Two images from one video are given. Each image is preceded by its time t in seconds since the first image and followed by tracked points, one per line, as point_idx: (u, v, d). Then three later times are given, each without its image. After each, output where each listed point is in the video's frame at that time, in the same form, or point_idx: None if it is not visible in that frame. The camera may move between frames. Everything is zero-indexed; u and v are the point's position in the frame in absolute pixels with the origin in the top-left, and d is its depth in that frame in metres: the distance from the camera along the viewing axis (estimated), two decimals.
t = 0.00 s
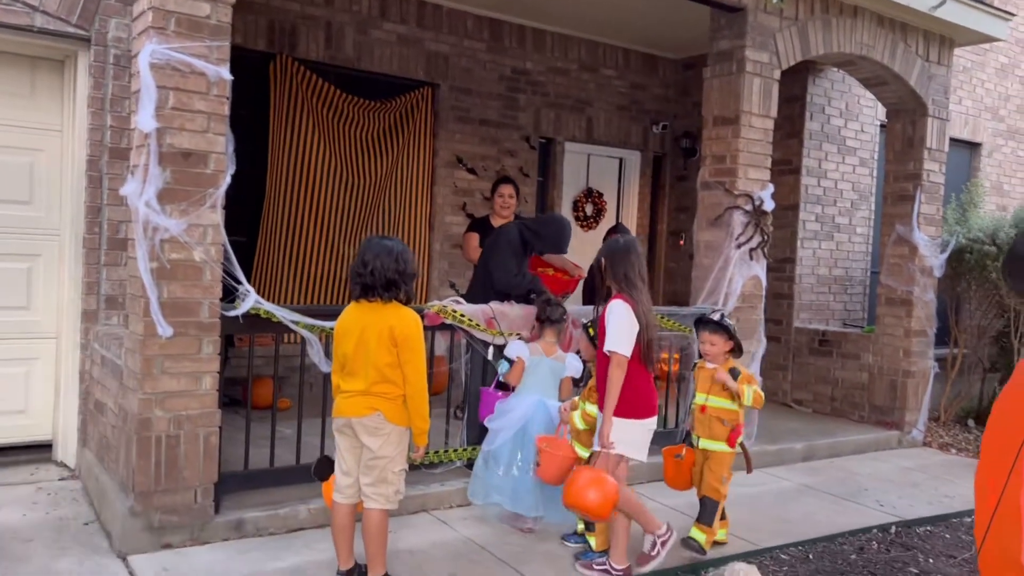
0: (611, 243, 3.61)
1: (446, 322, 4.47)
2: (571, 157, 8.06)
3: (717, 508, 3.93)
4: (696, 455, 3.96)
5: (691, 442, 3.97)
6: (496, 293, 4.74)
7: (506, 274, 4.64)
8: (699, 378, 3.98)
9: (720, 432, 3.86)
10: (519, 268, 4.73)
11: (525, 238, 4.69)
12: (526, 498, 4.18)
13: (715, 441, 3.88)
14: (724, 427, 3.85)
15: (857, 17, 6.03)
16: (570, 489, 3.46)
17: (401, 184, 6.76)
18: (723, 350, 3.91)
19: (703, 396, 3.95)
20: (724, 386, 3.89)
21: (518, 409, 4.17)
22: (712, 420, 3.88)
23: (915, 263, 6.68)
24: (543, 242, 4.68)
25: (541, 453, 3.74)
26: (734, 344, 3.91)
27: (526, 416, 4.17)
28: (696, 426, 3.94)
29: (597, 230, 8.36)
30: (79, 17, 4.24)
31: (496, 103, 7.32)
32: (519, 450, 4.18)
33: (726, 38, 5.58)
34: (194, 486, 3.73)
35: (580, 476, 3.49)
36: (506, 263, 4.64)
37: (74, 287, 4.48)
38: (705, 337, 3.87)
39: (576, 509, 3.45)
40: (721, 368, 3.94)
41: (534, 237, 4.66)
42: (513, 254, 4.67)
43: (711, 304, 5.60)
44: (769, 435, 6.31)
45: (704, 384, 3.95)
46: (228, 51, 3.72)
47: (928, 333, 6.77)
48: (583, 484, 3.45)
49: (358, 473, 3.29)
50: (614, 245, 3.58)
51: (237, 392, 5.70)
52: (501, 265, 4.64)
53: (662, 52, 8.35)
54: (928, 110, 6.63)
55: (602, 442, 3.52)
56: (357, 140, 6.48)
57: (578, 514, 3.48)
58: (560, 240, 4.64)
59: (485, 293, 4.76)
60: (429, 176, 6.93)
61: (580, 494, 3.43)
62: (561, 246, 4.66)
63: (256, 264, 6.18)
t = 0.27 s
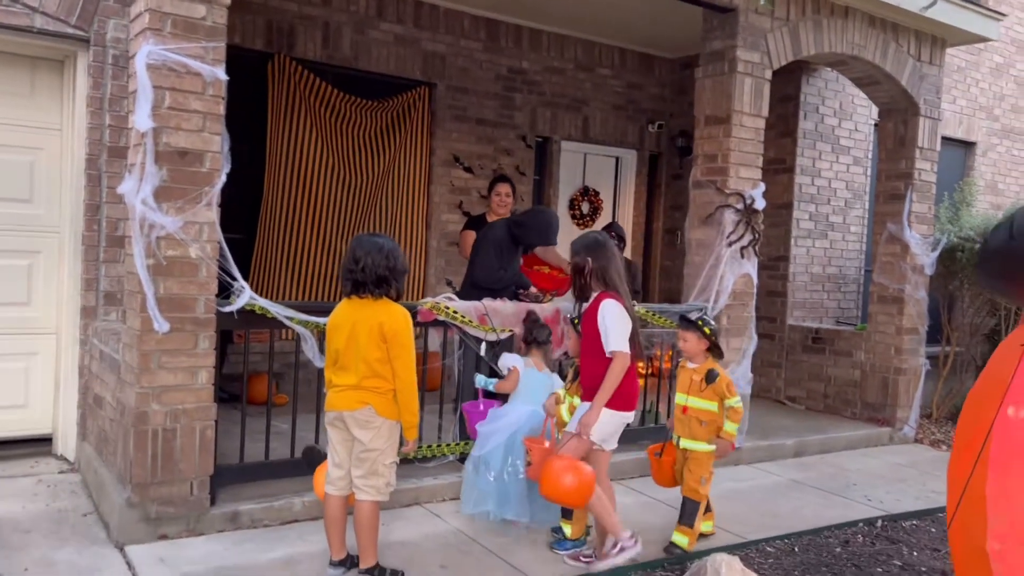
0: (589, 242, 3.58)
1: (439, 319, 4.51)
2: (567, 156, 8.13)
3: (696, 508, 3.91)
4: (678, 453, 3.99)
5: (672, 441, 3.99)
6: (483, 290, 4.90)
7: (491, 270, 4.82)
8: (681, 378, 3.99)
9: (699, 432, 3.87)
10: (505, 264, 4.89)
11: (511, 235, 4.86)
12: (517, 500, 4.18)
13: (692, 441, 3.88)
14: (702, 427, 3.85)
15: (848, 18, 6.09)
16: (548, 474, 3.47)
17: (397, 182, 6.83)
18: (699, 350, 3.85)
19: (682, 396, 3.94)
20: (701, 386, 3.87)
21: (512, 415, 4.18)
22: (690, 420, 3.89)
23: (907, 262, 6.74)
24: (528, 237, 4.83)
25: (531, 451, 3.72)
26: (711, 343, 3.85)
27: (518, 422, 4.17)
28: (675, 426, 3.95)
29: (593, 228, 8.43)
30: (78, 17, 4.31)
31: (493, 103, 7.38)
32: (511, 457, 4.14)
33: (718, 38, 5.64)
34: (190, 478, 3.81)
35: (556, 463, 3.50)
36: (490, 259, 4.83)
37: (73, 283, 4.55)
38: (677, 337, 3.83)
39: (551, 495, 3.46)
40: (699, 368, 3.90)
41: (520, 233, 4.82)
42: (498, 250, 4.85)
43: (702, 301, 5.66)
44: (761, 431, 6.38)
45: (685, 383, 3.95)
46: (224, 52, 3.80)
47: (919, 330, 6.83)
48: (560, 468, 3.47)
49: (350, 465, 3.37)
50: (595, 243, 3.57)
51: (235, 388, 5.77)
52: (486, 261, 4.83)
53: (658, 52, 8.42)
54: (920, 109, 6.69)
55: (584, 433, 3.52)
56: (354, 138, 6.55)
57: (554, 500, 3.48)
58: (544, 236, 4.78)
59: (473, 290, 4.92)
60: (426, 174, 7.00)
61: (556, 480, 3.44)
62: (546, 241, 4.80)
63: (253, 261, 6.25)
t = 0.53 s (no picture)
0: (582, 240, 3.51)
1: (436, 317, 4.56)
2: (566, 155, 8.17)
3: (683, 506, 3.92)
4: (663, 451, 4.00)
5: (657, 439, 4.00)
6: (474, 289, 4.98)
7: (479, 269, 4.90)
8: (668, 377, 4.01)
9: (682, 429, 3.88)
10: (495, 263, 4.96)
11: (498, 233, 4.95)
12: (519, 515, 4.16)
13: (676, 439, 3.89)
14: (687, 424, 3.86)
15: (843, 18, 6.13)
16: (573, 485, 3.38)
17: (396, 182, 6.88)
18: (684, 347, 3.89)
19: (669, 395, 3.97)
20: (686, 384, 3.88)
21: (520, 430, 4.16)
22: (675, 417, 3.90)
23: (902, 260, 6.78)
24: (516, 233, 4.90)
25: (521, 452, 3.79)
26: (696, 340, 3.88)
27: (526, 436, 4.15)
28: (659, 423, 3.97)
29: (592, 227, 8.47)
30: (79, 19, 4.36)
31: (491, 102, 7.43)
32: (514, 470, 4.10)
33: (713, 39, 5.69)
34: (188, 474, 3.87)
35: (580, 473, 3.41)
36: (479, 259, 4.92)
37: (74, 282, 4.61)
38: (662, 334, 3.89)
39: (581, 507, 3.37)
40: (685, 366, 3.93)
41: (507, 234, 4.92)
42: (486, 249, 4.94)
43: (698, 300, 5.72)
44: (756, 429, 6.43)
45: (671, 381, 3.98)
46: (222, 54, 3.85)
47: (915, 329, 6.87)
48: (586, 477, 3.38)
49: (345, 461, 3.42)
50: (583, 238, 3.51)
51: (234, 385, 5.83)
52: (475, 261, 4.92)
53: (656, 52, 8.46)
54: (915, 109, 6.73)
55: (590, 440, 3.44)
56: (353, 138, 6.60)
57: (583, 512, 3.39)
58: (531, 230, 4.84)
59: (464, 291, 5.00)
60: (425, 174, 7.06)
61: (583, 490, 3.35)
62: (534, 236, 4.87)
63: (253, 260, 6.30)
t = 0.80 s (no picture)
0: (575, 238, 3.51)
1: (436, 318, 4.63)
2: (567, 157, 8.23)
3: (677, 507, 3.97)
4: (654, 452, 4.04)
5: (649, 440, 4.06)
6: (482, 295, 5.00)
7: (491, 278, 4.91)
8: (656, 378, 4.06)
9: (673, 429, 3.94)
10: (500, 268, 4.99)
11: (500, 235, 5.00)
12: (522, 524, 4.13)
13: (668, 439, 3.95)
14: (676, 425, 3.92)
15: (841, 22, 6.18)
16: (604, 487, 3.56)
17: (399, 184, 6.94)
18: (670, 348, 3.95)
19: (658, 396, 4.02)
20: (674, 385, 3.94)
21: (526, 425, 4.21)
22: (665, 418, 3.96)
23: (901, 261, 6.82)
24: (514, 228, 5.05)
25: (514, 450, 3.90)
26: (682, 341, 3.93)
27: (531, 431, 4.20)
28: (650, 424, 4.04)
29: (593, 228, 8.52)
30: (85, 24, 4.43)
31: (493, 105, 7.49)
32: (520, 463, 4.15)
33: (712, 42, 5.74)
34: (192, 472, 3.93)
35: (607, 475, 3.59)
36: (488, 268, 4.90)
37: (80, 282, 4.68)
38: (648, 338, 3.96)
39: (613, 508, 3.55)
40: (671, 367, 3.97)
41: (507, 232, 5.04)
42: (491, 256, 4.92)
43: (697, 301, 5.77)
44: (756, 429, 6.47)
45: (659, 382, 4.03)
46: (225, 59, 3.92)
47: (914, 329, 6.91)
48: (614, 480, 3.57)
49: (346, 459, 3.48)
50: (577, 236, 3.52)
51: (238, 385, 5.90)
52: (484, 270, 4.90)
53: (657, 54, 8.51)
54: (914, 111, 6.77)
55: (600, 443, 3.49)
56: (356, 140, 6.67)
57: (610, 511, 3.57)
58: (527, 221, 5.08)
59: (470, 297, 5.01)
60: (427, 176, 7.12)
61: (614, 490, 3.54)
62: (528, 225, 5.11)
63: (257, 261, 6.36)
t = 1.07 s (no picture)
0: (557, 238, 3.47)
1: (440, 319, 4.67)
2: (571, 159, 8.27)
3: (667, 506, 4.03)
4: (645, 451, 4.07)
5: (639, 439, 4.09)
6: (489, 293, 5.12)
7: (497, 276, 5.03)
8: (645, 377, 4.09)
9: (664, 428, 3.98)
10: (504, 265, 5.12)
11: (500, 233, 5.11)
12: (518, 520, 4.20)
13: (660, 438, 4.00)
14: (666, 423, 3.97)
15: (843, 24, 6.21)
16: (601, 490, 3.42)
17: (403, 186, 7.00)
18: (659, 348, 3.97)
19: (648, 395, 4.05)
20: (665, 382, 3.98)
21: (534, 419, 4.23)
22: (656, 417, 3.99)
23: (903, 263, 6.85)
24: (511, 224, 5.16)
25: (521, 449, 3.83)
26: (671, 339, 3.97)
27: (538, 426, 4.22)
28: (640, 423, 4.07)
29: (596, 230, 8.57)
30: (93, 28, 4.49)
31: (497, 107, 7.55)
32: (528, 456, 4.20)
33: (713, 45, 5.78)
34: (199, 470, 3.99)
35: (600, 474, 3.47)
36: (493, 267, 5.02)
37: (89, 283, 4.74)
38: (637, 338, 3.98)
39: (606, 509, 3.42)
40: (661, 364, 4.01)
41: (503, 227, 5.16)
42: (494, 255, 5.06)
43: (699, 302, 5.82)
44: (758, 429, 6.51)
45: (648, 381, 4.05)
46: (231, 63, 3.98)
47: (916, 330, 6.94)
48: (608, 477, 3.43)
49: (349, 457, 3.53)
50: (560, 236, 3.48)
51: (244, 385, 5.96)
52: (490, 270, 5.02)
53: (661, 56, 8.56)
54: (916, 113, 6.80)
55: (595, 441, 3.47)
56: (360, 142, 6.73)
57: (604, 513, 3.45)
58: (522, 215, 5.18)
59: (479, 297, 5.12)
60: (431, 178, 7.17)
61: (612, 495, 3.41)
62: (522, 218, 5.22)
63: (263, 262, 6.42)
